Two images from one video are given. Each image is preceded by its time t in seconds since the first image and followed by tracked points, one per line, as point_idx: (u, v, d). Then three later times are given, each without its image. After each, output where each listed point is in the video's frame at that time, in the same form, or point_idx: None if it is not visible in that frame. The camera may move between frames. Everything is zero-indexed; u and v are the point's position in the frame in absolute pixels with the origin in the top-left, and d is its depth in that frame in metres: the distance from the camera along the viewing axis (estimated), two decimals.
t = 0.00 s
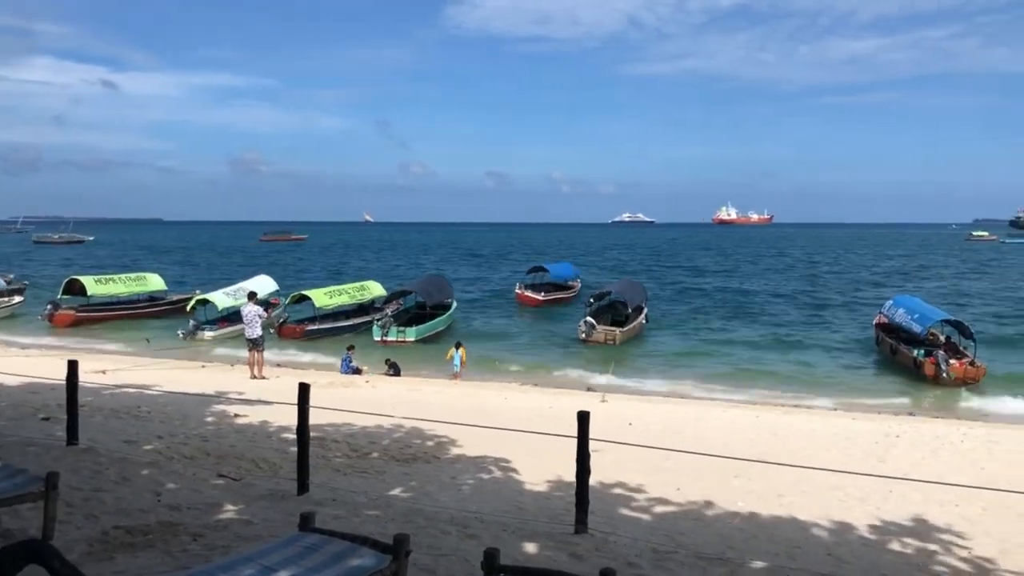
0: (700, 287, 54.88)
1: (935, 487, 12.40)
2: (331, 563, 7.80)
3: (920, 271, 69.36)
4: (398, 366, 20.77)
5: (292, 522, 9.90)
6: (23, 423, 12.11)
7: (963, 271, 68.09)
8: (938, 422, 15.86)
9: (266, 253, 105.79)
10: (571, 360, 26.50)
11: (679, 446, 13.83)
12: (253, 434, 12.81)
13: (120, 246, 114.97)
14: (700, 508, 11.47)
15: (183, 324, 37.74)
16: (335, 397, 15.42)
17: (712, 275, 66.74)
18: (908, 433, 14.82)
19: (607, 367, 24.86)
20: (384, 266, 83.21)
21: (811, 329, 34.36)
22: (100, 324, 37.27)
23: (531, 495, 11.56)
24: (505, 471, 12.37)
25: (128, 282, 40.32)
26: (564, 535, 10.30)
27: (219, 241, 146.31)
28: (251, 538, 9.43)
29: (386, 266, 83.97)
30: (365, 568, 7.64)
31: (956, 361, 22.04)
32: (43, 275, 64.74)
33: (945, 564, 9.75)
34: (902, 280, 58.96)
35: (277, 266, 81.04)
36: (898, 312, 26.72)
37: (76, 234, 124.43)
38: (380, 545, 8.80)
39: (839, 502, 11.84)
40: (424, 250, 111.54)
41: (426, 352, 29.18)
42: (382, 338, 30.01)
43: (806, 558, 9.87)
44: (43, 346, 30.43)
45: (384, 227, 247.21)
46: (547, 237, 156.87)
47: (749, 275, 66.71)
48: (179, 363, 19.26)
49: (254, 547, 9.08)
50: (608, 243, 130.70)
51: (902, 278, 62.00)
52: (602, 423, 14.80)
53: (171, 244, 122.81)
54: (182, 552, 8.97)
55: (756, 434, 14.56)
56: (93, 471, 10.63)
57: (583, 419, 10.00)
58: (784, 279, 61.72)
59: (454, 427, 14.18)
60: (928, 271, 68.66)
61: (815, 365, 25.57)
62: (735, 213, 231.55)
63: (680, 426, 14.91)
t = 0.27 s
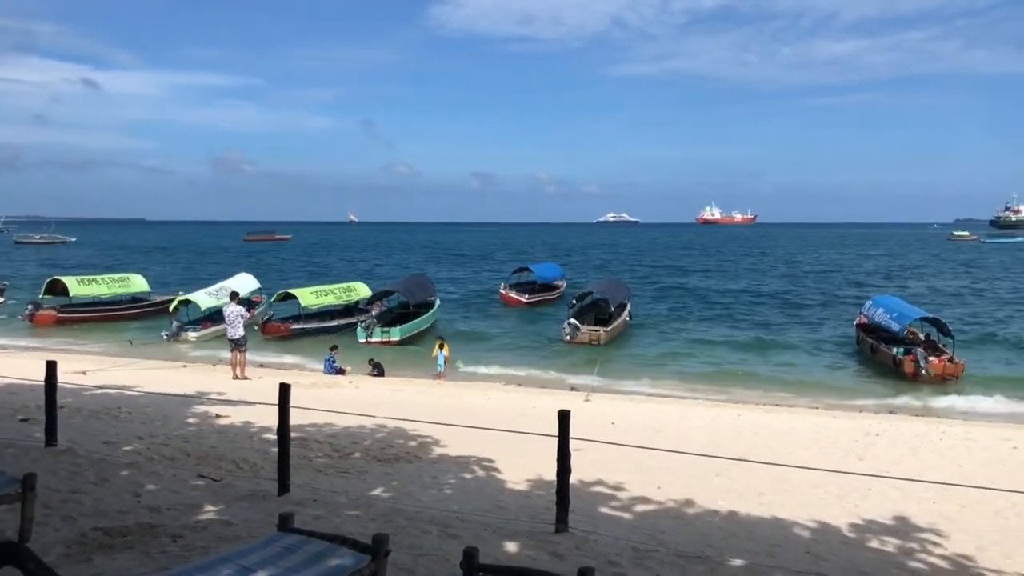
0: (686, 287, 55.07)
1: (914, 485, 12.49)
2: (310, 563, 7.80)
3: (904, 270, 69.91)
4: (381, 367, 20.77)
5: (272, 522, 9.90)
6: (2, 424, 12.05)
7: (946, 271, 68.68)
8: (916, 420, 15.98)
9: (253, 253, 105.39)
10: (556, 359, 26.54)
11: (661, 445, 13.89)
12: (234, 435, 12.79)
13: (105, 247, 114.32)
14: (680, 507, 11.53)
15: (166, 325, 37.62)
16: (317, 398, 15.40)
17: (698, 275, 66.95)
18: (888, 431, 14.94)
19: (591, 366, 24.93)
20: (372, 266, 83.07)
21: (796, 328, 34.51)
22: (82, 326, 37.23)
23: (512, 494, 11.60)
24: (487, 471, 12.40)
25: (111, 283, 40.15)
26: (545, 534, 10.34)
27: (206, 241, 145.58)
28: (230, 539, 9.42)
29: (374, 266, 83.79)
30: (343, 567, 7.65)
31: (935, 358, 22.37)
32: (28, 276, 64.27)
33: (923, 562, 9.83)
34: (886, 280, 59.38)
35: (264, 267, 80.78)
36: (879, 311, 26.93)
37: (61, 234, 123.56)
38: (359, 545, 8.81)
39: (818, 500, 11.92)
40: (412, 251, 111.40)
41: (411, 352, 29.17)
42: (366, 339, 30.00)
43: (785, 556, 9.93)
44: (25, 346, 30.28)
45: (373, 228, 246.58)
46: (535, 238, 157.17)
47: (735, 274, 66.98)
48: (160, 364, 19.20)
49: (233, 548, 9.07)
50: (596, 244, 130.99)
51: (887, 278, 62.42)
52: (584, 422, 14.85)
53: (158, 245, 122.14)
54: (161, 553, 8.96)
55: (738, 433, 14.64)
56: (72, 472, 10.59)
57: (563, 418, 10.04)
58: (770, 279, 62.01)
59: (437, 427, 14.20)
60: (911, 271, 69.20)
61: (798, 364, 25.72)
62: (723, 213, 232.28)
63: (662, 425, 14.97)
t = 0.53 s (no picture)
0: (674, 288, 55.24)
1: (898, 483, 12.57)
2: (294, 563, 7.79)
3: (890, 271, 70.43)
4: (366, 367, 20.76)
5: (256, 523, 9.87)
6: None
7: (931, 271, 69.28)
8: (899, 419, 16.10)
9: (241, 252, 104.99)
10: (542, 359, 26.57)
11: (647, 444, 13.93)
12: (218, 435, 12.75)
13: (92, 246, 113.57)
14: (665, 506, 11.57)
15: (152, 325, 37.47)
16: (302, 397, 15.36)
17: (686, 274, 67.19)
18: (872, 429, 15.03)
19: (577, 366, 24.97)
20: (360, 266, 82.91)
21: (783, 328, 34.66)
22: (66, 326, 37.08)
23: (497, 493, 11.61)
24: (473, 470, 12.40)
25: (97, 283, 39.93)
26: (530, 533, 10.36)
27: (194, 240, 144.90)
28: (214, 539, 9.39)
29: (362, 266, 83.61)
30: (327, 567, 7.65)
31: (916, 356, 22.69)
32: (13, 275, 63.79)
33: (905, 560, 9.90)
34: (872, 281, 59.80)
35: (252, 267, 80.45)
36: (862, 311, 27.12)
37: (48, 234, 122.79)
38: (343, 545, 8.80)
39: (803, 499, 11.97)
40: (400, 250, 111.23)
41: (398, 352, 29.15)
42: (353, 338, 29.83)
43: (769, 554, 9.99)
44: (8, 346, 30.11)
45: (362, 228, 245.96)
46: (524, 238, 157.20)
47: (722, 274, 67.25)
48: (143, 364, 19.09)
49: (216, 548, 9.05)
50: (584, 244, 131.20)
51: (872, 278, 62.86)
52: (570, 422, 14.87)
53: (145, 244, 121.49)
54: (144, 554, 8.93)
55: (723, 432, 14.70)
56: (54, 472, 10.54)
57: (548, 417, 10.07)
58: (757, 279, 62.29)
59: (423, 427, 14.19)
60: (896, 271, 69.75)
61: (784, 364, 25.83)
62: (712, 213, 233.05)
63: (647, 424, 15.01)
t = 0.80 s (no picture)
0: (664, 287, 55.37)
1: (888, 483, 12.62)
2: (285, 564, 7.77)
3: (879, 271, 70.81)
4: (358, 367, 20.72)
5: (247, 523, 9.84)
6: None
7: (920, 271, 69.66)
8: (888, 418, 16.20)
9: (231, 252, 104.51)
10: (533, 359, 26.57)
11: (639, 444, 13.96)
12: (209, 435, 12.70)
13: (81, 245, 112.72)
14: (656, 506, 11.59)
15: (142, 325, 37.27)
16: (294, 398, 15.32)
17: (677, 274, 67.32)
18: (862, 429, 15.10)
19: (567, 366, 24.99)
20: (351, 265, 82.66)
21: (773, 328, 34.78)
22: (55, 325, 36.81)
23: (489, 494, 11.60)
24: (464, 470, 12.39)
25: (86, 283, 39.67)
26: (521, 533, 10.36)
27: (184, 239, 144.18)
28: (204, 540, 9.35)
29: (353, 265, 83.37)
30: (319, 567, 7.64)
31: (904, 356, 22.84)
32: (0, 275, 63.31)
33: (896, 559, 9.94)
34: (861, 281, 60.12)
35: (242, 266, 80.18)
36: (851, 311, 27.25)
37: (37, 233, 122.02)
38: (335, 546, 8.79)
39: (793, 498, 12.02)
40: (391, 250, 111.02)
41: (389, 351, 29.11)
42: (345, 338, 29.66)
43: (760, 553, 10.02)
44: None
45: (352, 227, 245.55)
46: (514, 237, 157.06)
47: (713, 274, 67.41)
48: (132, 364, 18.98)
49: (207, 549, 9.01)
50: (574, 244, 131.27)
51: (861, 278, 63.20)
52: (561, 422, 14.87)
53: (135, 244, 120.79)
54: (134, 555, 8.89)
55: (713, 432, 14.73)
56: (42, 473, 10.48)
57: (539, 417, 10.07)
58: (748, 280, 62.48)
59: (414, 427, 14.18)
60: (885, 272, 70.10)
61: (774, 364, 25.93)
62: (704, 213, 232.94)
63: (638, 424, 15.03)
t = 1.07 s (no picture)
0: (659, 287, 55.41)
1: (884, 483, 12.63)
2: (283, 566, 7.74)
3: (873, 271, 70.94)
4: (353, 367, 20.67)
5: (244, 524, 9.79)
6: None
7: (914, 271, 69.83)
8: (883, 419, 16.22)
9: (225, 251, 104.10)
10: (529, 358, 26.54)
11: (635, 444, 13.94)
12: (204, 435, 12.63)
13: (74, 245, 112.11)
14: (653, 506, 11.58)
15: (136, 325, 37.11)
16: (289, 398, 15.26)
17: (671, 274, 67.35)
18: (858, 429, 15.11)
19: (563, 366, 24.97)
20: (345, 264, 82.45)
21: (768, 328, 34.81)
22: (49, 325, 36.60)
23: (486, 494, 11.57)
24: (461, 470, 12.37)
25: (80, 282, 39.46)
26: (518, 534, 10.34)
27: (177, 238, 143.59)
28: (200, 541, 9.31)
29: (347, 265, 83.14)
30: (316, 569, 7.60)
31: (899, 357, 22.90)
32: None
33: (892, 560, 9.95)
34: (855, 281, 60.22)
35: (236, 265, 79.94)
36: (847, 310, 27.30)
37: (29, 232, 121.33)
38: (333, 547, 8.76)
39: (789, 498, 12.02)
40: (386, 249, 110.79)
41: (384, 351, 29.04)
42: (340, 334, 29.60)
43: (758, 554, 10.02)
44: None
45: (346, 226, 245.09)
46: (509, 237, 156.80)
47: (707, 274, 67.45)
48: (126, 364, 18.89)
49: (203, 550, 8.97)
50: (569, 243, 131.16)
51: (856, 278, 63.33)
52: (557, 423, 14.84)
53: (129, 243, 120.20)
54: (130, 556, 8.84)
55: (709, 432, 14.73)
56: (37, 473, 10.41)
57: (537, 418, 10.05)
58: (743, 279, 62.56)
59: (410, 427, 14.15)
60: (880, 271, 70.24)
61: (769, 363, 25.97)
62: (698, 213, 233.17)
63: (634, 424, 15.01)
